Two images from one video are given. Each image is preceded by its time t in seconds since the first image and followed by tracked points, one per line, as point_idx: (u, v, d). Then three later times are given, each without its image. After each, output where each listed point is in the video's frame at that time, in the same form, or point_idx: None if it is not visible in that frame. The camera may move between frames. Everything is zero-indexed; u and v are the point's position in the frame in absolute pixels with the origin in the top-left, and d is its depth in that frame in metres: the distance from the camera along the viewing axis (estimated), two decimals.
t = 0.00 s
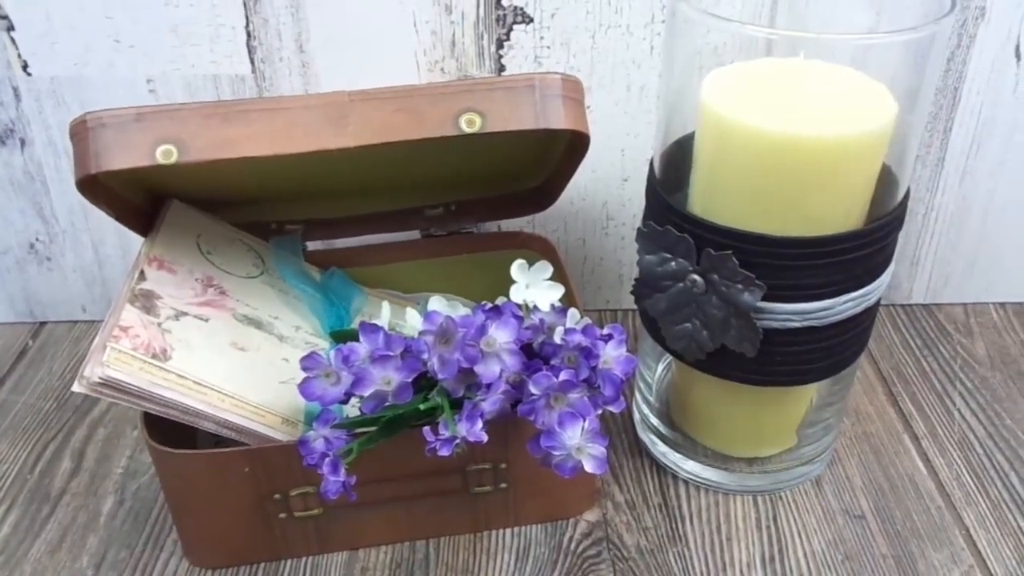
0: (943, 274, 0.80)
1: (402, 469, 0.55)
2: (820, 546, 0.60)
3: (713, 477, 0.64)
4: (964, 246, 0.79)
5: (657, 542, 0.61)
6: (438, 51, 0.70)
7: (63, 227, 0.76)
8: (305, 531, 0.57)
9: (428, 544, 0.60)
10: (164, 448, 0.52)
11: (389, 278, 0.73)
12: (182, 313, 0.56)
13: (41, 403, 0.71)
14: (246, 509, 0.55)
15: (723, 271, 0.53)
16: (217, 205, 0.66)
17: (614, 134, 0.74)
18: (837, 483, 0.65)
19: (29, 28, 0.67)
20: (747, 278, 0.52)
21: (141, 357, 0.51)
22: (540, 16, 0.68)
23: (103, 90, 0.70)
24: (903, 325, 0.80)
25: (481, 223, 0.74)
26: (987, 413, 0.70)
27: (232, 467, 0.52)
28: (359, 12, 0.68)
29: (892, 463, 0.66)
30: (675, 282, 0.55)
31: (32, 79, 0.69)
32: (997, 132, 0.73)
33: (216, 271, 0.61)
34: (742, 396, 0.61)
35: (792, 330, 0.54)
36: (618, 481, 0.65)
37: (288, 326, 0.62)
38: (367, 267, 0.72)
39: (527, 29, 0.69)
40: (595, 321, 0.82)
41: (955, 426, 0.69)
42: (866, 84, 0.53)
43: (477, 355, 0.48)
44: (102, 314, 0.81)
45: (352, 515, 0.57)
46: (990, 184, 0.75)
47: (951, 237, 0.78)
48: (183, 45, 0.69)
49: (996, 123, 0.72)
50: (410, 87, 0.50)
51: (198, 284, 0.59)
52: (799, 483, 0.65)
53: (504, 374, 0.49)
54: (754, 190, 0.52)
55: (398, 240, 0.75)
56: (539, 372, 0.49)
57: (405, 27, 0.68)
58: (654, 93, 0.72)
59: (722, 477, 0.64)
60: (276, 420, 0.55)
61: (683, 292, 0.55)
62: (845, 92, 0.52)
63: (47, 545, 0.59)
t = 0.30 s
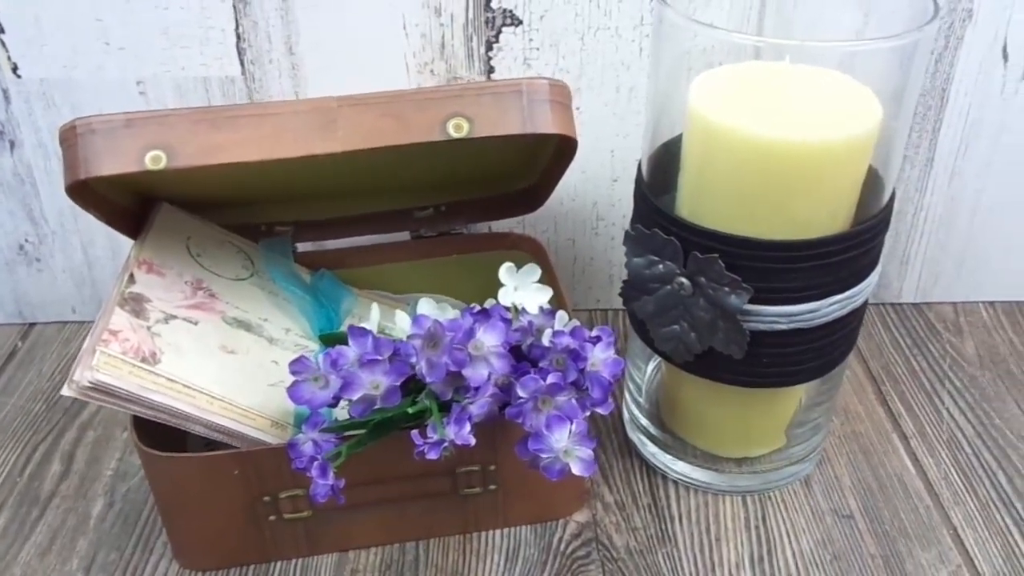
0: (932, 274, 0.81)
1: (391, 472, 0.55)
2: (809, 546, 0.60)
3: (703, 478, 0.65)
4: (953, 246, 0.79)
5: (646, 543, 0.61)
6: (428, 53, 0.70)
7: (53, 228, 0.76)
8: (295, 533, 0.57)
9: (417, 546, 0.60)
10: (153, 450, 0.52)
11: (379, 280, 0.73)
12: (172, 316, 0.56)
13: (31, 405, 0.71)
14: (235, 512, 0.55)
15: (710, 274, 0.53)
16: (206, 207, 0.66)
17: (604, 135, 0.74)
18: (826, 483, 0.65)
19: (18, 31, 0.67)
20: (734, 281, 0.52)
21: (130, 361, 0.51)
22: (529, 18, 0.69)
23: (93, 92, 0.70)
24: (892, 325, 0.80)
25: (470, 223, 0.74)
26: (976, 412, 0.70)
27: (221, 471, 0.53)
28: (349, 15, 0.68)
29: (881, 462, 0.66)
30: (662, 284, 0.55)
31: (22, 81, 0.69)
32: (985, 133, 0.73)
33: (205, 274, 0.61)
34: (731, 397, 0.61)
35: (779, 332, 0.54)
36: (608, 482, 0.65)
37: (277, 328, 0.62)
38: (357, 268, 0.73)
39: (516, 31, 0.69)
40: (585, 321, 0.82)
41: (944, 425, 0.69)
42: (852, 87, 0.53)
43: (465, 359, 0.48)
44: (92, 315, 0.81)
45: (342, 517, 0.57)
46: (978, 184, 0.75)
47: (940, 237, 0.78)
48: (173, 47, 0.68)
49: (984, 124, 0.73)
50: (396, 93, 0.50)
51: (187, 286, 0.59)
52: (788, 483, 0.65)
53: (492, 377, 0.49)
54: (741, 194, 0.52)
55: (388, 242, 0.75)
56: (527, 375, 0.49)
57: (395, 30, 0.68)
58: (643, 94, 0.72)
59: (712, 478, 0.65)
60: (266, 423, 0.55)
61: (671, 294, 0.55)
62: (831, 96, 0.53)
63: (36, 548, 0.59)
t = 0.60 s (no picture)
0: (916, 274, 0.81)
1: (372, 477, 0.55)
2: (792, 548, 0.60)
3: (687, 480, 0.65)
4: (936, 246, 0.79)
5: (629, 545, 0.61)
6: (411, 56, 0.70)
7: (35, 232, 0.75)
8: (277, 538, 0.57)
9: (400, 550, 0.60)
10: (135, 457, 0.52)
11: (364, 282, 0.73)
12: (153, 321, 0.56)
13: (12, 410, 0.71)
14: (217, 518, 0.55)
15: (691, 277, 0.53)
16: (188, 210, 0.66)
17: (588, 138, 0.74)
18: (809, 484, 0.65)
19: None
20: (714, 284, 0.52)
21: (112, 366, 0.50)
22: (512, 21, 0.69)
23: (75, 96, 0.69)
24: (876, 325, 0.80)
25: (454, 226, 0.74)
26: (959, 412, 0.71)
27: (203, 476, 0.52)
28: (331, 18, 0.67)
29: (865, 463, 0.66)
30: (644, 287, 0.55)
31: (3, 85, 0.69)
32: (966, 134, 0.73)
33: (188, 278, 0.61)
34: (714, 399, 0.61)
35: (760, 334, 0.55)
36: (592, 484, 0.65)
37: (260, 332, 0.62)
38: (341, 271, 0.72)
39: (499, 34, 0.69)
40: (570, 323, 0.82)
41: (927, 425, 0.70)
42: (832, 91, 0.54)
43: (446, 363, 0.48)
44: (74, 319, 0.81)
45: (324, 522, 0.57)
46: (960, 185, 0.76)
47: (923, 237, 0.79)
48: (156, 51, 0.68)
49: (965, 125, 0.73)
50: (378, 98, 0.50)
51: (169, 291, 0.59)
52: (772, 485, 0.65)
53: (473, 381, 0.49)
54: (722, 197, 0.53)
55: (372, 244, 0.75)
56: (509, 379, 0.49)
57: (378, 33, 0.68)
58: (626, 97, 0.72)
59: (695, 480, 0.65)
60: (248, 428, 0.55)
61: (652, 297, 0.55)
62: (810, 100, 0.53)
63: (17, 554, 0.59)
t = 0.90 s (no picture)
0: (898, 275, 0.81)
1: (349, 484, 0.55)
2: (771, 550, 0.60)
3: (666, 483, 0.65)
4: (917, 247, 0.79)
5: (609, 550, 0.61)
6: (388, 58, 0.69)
7: (12, 237, 0.75)
8: (255, 546, 0.57)
9: (379, 556, 0.60)
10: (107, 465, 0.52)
11: (345, 288, 0.73)
12: (125, 327, 0.56)
13: None
14: (193, 526, 0.54)
15: (665, 280, 0.53)
16: (164, 215, 0.65)
17: (567, 140, 0.74)
18: (789, 486, 0.65)
19: None
20: (688, 287, 0.52)
21: (81, 373, 0.50)
22: (489, 23, 0.68)
23: (50, 100, 0.69)
24: (859, 326, 0.80)
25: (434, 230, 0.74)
26: (939, 412, 0.71)
27: (176, 484, 0.52)
28: (307, 21, 0.67)
29: (845, 464, 0.66)
30: (619, 291, 0.55)
31: None
32: (945, 134, 0.73)
33: (163, 284, 0.61)
34: (692, 402, 0.61)
35: (735, 337, 0.54)
36: (573, 489, 0.65)
37: (236, 339, 0.62)
38: (322, 276, 0.72)
39: (477, 36, 0.69)
40: (553, 326, 0.82)
41: (907, 426, 0.69)
42: (805, 92, 0.54)
43: (418, 369, 0.48)
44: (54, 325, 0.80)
45: (302, 529, 0.57)
46: (940, 185, 0.76)
47: (904, 238, 0.79)
48: (131, 54, 0.68)
49: (944, 125, 0.73)
50: (348, 102, 0.50)
51: (142, 297, 0.59)
52: (752, 487, 0.65)
53: (445, 387, 0.49)
54: (697, 200, 0.53)
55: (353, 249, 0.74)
56: (481, 384, 0.49)
57: (355, 35, 0.68)
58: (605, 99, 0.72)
59: (675, 483, 0.65)
60: (222, 436, 0.55)
61: (627, 300, 0.55)
62: (784, 101, 0.54)
63: None
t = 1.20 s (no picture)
0: (878, 276, 0.81)
1: (319, 493, 0.54)
2: (748, 556, 0.59)
3: (644, 489, 0.64)
4: (896, 247, 0.79)
5: (585, 557, 0.60)
6: (360, 60, 0.68)
7: None
8: (223, 558, 0.56)
9: (351, 567, 0.59)
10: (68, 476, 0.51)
11: (318, 293, 0.72)
12: (88, 335, 0.55)
13: None
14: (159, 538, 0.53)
15: (636, 283, 0.52)
16: (131, 221, 0.64)
17: (543, 142, 0.73)
18: (767, 491, 0.64)
19: None
20: (659, 290, 0.52)
21: (38, 384, 0.49)
22: (462, 24, 0.68)
23: (16, 103, 0.68)
24: (839, 328, 0.80)
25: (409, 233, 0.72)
26: (918, 414, 0.70)
27: (139, 495, 0.51)
28: (277, 22, 0.66)
29: (823, 468, 0.66)
30: (592, 295, 0.54)
31: None
32: (922, 134, 0.73)
33: (129, 291, 0.60)
34: (669, 407, 0.60)
35: (708, 340, 0.54)
36: (549, 495, 0.64)
37: (205, 346, 0.61)
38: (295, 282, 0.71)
39: (450, 37, 0.68)
40: (532, 331, 0.81)
41: (886, 428, 0.69)
42: (777, 91, 0.54)
43: (384, 376, 0.48)
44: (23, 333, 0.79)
45: (272, 539, 0.56)
46: (919, 185, 0.75)
47: (883, 239, 0.78)
48: (98, 56, 0.67)
49: (921, 124, 0.72)
50: (312, 103, 0.49)
51: (107, 304, 0.58)
52: (730, 492, 0.64)
53: (412, 394, 0.48)
54: (671, 201, 0.52)
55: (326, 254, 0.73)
56: (449, 391, 0.49)
57: (325, 37, 0.67)
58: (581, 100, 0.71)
59: (652, 489, 0.64)
60: (187, 445, 0.53)
61: (600, 304, 0.54)
62: (757, 101, 0.53)
63: None
